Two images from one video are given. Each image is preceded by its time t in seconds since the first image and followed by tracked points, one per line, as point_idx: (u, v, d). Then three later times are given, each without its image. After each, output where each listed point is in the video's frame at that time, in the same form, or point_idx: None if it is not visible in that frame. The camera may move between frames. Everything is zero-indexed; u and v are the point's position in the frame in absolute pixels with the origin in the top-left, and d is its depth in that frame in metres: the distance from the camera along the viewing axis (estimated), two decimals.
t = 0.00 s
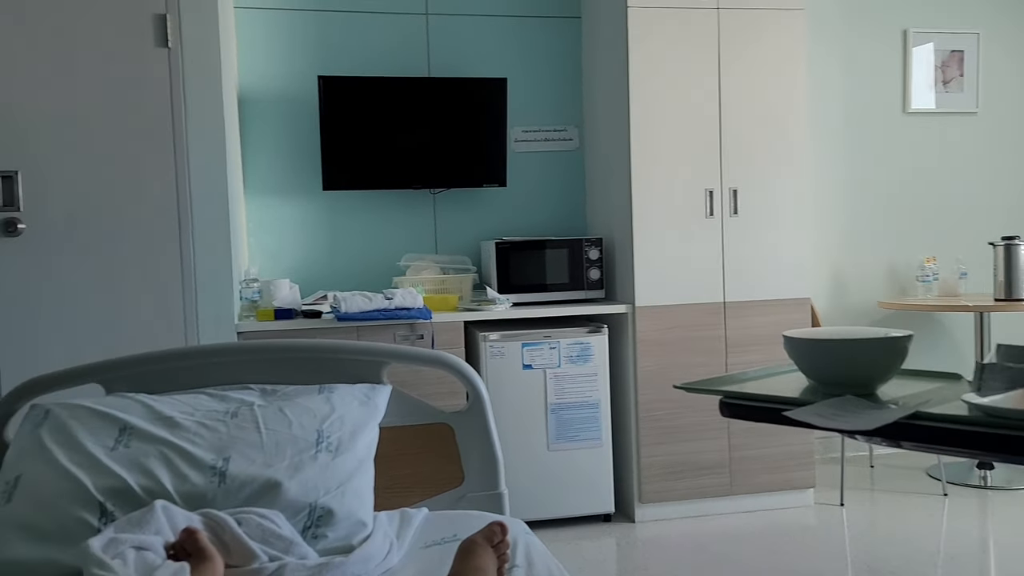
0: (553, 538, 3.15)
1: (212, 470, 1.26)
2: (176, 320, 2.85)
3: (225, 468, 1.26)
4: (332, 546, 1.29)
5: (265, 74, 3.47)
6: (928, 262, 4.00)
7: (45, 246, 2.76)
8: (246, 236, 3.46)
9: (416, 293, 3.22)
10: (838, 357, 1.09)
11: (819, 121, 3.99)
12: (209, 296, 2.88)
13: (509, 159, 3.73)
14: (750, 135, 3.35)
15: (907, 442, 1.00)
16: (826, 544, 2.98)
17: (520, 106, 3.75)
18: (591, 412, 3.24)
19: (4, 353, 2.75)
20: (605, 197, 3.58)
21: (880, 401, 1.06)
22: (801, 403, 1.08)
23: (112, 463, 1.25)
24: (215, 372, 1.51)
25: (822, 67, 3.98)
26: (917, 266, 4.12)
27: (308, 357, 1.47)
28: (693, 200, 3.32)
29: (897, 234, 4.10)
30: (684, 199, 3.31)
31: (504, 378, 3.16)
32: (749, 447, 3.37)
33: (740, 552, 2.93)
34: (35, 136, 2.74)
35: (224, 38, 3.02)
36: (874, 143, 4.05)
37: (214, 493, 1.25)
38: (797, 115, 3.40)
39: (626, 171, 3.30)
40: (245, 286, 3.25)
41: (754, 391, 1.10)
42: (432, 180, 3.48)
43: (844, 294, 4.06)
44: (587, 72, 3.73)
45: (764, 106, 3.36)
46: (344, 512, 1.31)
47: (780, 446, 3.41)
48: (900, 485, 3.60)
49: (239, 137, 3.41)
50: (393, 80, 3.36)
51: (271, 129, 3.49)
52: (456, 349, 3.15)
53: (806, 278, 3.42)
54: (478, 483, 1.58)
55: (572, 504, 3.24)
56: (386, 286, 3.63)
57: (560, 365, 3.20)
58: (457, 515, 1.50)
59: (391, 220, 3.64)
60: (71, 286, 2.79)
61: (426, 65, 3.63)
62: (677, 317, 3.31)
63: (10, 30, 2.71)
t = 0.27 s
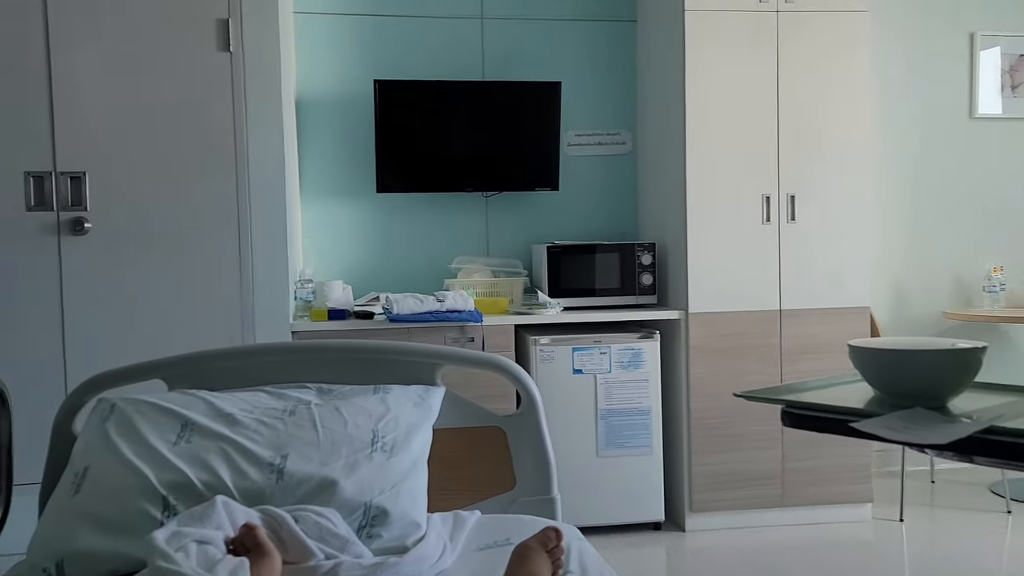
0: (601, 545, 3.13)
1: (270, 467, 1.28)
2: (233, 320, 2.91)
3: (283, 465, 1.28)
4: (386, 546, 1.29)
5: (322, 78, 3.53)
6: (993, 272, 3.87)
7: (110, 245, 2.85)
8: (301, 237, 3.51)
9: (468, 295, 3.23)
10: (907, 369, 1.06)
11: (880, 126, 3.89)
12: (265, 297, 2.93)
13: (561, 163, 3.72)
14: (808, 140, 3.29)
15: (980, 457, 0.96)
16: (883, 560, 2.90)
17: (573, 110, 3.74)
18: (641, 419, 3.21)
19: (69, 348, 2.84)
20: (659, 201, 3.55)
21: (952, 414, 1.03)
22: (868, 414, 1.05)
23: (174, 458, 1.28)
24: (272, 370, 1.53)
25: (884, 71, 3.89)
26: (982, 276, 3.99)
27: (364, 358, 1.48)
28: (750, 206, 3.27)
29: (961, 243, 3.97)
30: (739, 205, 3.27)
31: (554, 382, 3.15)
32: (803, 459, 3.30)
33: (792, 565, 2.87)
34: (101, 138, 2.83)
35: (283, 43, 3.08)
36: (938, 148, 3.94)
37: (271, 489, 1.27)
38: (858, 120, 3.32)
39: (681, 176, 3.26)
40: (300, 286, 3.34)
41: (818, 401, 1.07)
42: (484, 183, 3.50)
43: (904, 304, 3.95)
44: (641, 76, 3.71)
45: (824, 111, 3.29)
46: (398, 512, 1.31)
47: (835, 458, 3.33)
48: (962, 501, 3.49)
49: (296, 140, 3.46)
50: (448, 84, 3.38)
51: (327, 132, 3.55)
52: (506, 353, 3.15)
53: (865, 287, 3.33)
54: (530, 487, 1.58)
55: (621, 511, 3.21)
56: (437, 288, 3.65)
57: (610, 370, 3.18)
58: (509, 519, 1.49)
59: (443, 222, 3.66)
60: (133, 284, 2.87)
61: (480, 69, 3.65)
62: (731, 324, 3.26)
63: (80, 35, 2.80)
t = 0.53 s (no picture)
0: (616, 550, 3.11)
1: (289, 466, 1.29)
2: (252, 319, 2.93)
3: (301, 464, 1.29)
4: (403, 546, 1.30)
5: (343, 81, 3.55)
6: (1015, 281, 3.83)
7: (131, 243, 2.88)
8: (320, 238, 3.53)
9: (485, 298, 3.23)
10: (929, 377, 1.05)
11: (901, 133, 3.86)
12: (284, 297, 2.95)
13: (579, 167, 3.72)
14: (829, 146, 3.27)
15: (1005, 467, 0.95)
16: (901, 570, 2.87)
17: (592, 114, 3.74)
18: (657, 424, 3.20)
19: (89, 345, 2.87)
20: (677, 206, 3.54)
21: (976, 423, 1.02)
22: (890, 422, 1.04)
23: (194, 455, 1.29)
24: (291, 369, 1.53)
25: (906, 78, 3.86)
26: (1004, 285, 3.94)
27: (382, 358, 1.48)
28: (770, 212, 3.25)
29: (982, 252, 3.93)
30: (759, 211, 3.25)
31: (571, 386, 3.14)
32: (820, 467, 3.27)
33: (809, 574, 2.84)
34: (124, 138, 2.86)
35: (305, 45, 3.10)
36: (961, 156, 3.90)
37: (290, 488, 1.27)
38: (880, 128, 3.29)
39: (700, 181, 3.25)
40: (318, 287, 3.30)
41: (839, 407, 1.06)
42: (503, 186, 3.50)
43: (924, 312, 3.91)
44: (661, 81, 3.70)
45: (845, 116, 3.27)
46: (415, 513, 1.32)
47: (853, 467, 3.30)
48: (981, 512, 3.45)
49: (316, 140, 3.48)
50: (468, 87, 3.39)
51: (347, 134, 3.56)
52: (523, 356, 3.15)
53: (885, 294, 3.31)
54: (547, 490, 1.57)
55: (636, 516, 3.20)
56: (454, 291, 3.66)
57: (627, 375, 3.17)
58: (525, 522, 1.49)
59: (461, 224, 3.66)
60: (154, 283, 2.89)
61: (500, 72, 3.65)
62: (749, 330, 3.24)
63: (105, 36, 2.83)
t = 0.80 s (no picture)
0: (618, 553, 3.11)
1: (294, 465, 1.29)
2: (258, 319, 2.94)
3: (307, 464, 1.29)
4: (408, 547, 1.30)
5: (349, 82, 3.55)
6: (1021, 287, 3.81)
7: (137, 243, 2.89)
8: (325, 238, 3.54)
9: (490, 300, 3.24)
10: (937, 381, 1.05)
11: (907, 139, 3.86)
12: (289, 298, 2.95)
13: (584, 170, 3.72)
14: (835, 151, 3.26)
15: (1012, 472, 0.95)
16: None
17: (598, 117, 3.74)
18: (661, 428, 3.19)
19: (95, 344, 2.88)
20: (683, 210, 3.53)
21: (982, 428, 1.01)
22: (896, 426, 1.03)
23: (200, 453, 1.29)
24: (297, 369, 1.53)
25: (912, 83, 3.85)
26: (1010, 291, 3.93)
27: (388, 359, 1.48)
28: (775, 216, 3.25)
29: (988, 258, 3.92)
30: (764, 215, 3.25)
31: (575, 389, 3.14)
32: (824, 472, 3.26)
33: None
34: (131, 138, 2.87)
35: (312, 46, 3.11)
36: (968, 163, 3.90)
37: (295, 487, 1.28)
38: (887, 134, 3.29)
39: (706, 185, 3.25)
40: (323, 287, 3.33)
41: (845, 411, 1.06)
42: (508, 188, 3.50)
43: (929, 318, 3.90)
44: (667, 84, 3.70)
45: (851, 121, 3.27)
46: (420, 513, 1.32)
47: (857, 472, 3.29)
48: (986, 519, 3.44)
49: (322, 141, 3.49)
50: (475, 90, 3.39)
51: (353, 135, 3.57)
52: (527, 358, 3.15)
53: (890, 299, 3.30)
54: (551, 493, 1.57)
55: (639, 520, 3.20)
56: (459, 292, 3.66)
57: (631, 378, 3.17)
58: (530, 523, 1.49)
59: (467, 225, 3.67)
60: (159, 282, 2.90)
61: (507, 75, 3.66)
62: (754, 334, 3.24)
63: (114, 36, 2.84)
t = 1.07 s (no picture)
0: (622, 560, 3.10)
1: (299, 469, 1.29)
2: (262, 323, 2.94)
3: (312, 468, 1.29)
4: (412, 551, 1.29)
5: (355, 86, 3.56)
6: None
7: (142, 245, 2.89)
8: (330, 242, 3.54)
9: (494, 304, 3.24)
10: (944, 388, 1.04)
11: (912, 145, 3.85)
12: (294, 301, 2.95)
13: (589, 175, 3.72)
14: (841, 157, 3.26)
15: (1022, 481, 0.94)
16: None
17: (604, 122, 3.74)
18: (666, 434, 3.18)
19: (100, 346, 2.88)
20: (688, 215, 3.53)
21: (991, 437, 1.01)
22: (904, 434, 1.03)
23: (204, 456, 1.29)
24: (302, 372, 1.53)
25: (918, 90, 3.85)
26: (1015, 299, 3.92)
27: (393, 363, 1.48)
28: (781, 222, 3.25)
29: (993, 265, 3.91)
30: (770, 221, 3.24)
31: (579, 394, 3.13)
32: (829, 479, 3.25)
33: None
34: (137, 140, 2.87)
35: (319, 49, 3.12)
36: (974, 170, 3.89)
37: (300, 491, 1.27)
38: (893, 141, 3.28)
39: (711, 191, 3.25)
40: (328, 291, 3.34)
41: (853, 418, 1.05)
42: (513, 193, 3.50)
43: (935, 325, 3.89)
44: (673, 90, 3.70)
45: (857, 128, 3.26)
46: (425, 518, 1.31)
47: (862, 480, 3.28)
48: (991, 528, 3.42)
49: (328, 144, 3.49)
50: (481, 94, 3.39)
51: (358, 139, 3.57)
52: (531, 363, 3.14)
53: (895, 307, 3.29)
54: (557, 499, 1.57)
55: (642, 526, 3.19)
56: (463, 297, 3.66)
57: (635, 384, 3.16)
58: (534, 529, 1.49)
59: (471, 229, 3.66)
60: (164, 284, 2.90)
61: (513, 79, 3.66)
62: (759, 341, 3.23)
63: (121, 39, 2.85)
